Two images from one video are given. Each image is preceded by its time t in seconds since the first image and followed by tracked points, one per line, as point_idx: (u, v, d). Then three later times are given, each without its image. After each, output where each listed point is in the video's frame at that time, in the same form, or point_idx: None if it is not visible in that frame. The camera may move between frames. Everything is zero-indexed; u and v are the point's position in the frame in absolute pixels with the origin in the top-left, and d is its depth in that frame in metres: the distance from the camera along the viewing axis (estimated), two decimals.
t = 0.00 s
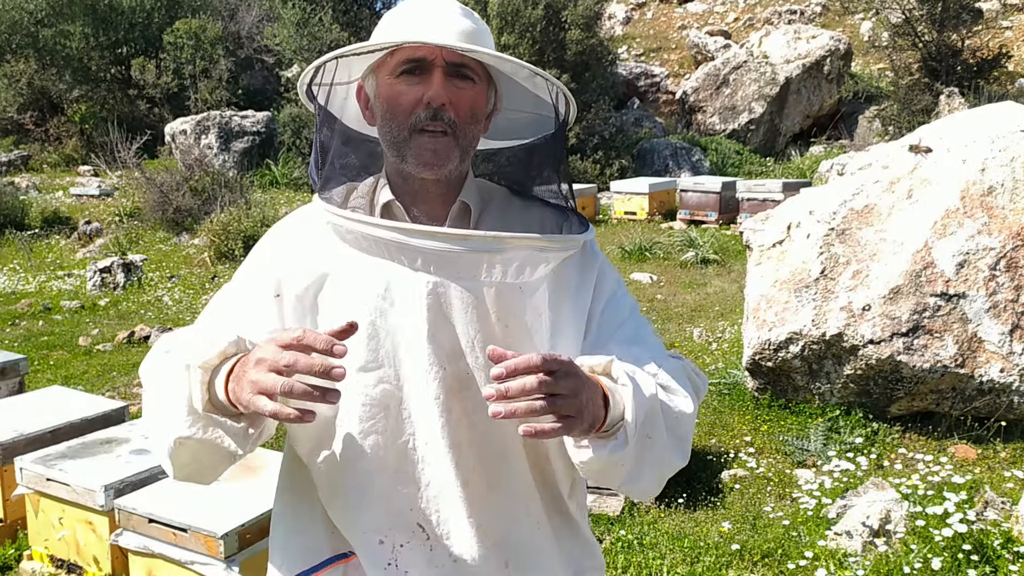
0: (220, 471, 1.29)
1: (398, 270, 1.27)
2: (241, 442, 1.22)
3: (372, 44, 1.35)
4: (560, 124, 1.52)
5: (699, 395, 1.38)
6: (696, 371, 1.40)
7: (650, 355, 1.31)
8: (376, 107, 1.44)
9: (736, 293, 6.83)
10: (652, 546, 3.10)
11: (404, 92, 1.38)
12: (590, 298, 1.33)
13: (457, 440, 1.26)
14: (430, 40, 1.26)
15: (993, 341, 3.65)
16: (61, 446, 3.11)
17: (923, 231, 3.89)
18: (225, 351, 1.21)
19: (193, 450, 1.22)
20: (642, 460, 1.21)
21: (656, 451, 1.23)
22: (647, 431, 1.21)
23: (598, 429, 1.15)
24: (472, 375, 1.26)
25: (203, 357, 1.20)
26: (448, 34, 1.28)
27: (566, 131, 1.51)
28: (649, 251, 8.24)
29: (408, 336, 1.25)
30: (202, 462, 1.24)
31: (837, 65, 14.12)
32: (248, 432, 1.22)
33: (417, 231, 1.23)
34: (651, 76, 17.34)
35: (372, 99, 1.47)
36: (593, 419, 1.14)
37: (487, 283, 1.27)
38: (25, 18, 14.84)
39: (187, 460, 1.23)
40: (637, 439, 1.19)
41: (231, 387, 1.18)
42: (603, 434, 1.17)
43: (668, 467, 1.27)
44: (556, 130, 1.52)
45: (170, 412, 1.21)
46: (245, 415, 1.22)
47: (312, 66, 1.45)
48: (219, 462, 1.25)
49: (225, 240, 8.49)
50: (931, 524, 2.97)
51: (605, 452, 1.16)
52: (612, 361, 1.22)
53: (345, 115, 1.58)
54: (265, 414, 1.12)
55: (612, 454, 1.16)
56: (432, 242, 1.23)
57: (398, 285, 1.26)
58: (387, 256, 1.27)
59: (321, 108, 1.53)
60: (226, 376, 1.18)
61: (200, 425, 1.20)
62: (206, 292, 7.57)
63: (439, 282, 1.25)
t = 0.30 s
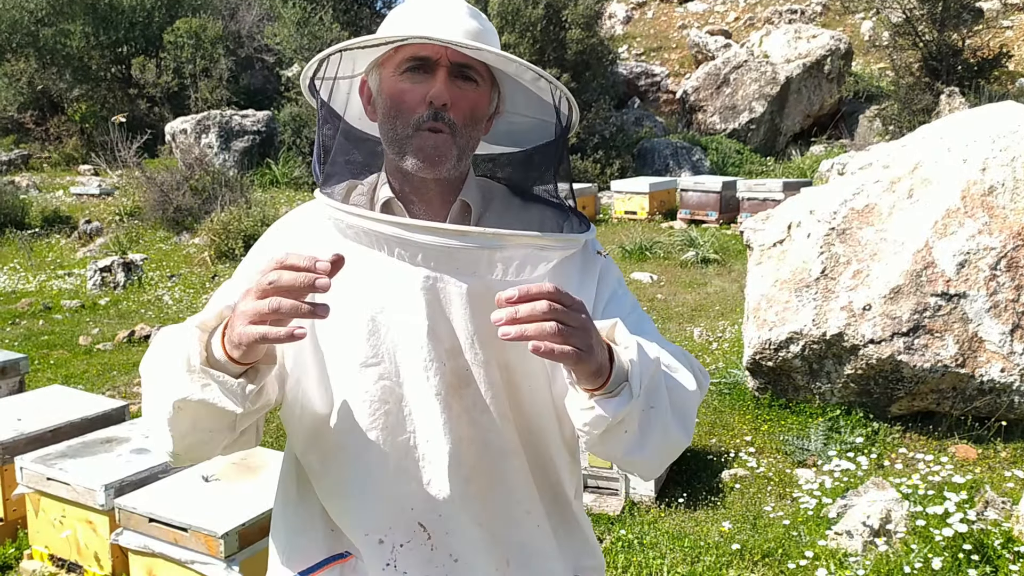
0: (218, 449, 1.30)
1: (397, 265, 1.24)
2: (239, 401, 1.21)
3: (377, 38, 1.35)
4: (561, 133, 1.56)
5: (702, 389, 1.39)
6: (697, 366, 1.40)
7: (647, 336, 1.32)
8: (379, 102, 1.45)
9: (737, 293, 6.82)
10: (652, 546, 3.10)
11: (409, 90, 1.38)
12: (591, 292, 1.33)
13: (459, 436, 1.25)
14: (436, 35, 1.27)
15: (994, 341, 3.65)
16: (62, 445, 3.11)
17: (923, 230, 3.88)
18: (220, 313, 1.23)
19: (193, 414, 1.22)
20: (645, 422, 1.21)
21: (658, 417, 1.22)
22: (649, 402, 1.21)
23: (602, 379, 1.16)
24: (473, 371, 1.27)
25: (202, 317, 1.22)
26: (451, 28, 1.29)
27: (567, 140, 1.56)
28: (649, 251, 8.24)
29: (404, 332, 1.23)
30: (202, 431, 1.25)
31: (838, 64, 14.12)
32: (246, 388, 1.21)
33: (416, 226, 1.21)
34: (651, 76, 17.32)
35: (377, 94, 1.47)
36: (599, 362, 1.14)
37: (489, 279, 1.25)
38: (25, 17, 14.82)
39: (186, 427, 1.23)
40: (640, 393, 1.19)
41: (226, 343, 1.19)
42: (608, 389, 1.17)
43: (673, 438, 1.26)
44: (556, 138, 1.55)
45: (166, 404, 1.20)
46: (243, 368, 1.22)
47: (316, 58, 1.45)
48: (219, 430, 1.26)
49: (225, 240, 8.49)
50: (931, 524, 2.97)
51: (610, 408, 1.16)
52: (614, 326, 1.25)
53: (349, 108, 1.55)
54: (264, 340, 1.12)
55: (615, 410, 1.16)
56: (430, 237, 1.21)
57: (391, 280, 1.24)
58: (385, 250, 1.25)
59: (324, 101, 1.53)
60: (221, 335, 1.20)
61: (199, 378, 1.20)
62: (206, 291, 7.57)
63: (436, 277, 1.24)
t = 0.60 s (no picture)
0: (229, 482, 1.28)
1: (403, 273, 1.26)
2: (245, 455, 1.21)
3: (392, 39, 1.34)
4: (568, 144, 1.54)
5: (694, 405, 1.38)
6: (693, 381, 1.39)
7: (647, 367, 1.29)
8: (390, 103, 1.42)
9: (737, 293, 6.82)
10: (652, 545, 3.10)
11: (421, 96, 1.36)
12: (587, 303, 1.33)
13: (455, 444, 1.24)
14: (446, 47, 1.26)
15: (994, 341, 3.65)
16: (62, 444, 3.11)
17: (924, 230, 3.88)
18: (227, 364, 1.23)
19: (202, 464, 1.22)
20: (640, 481, 1.21)
21: (653, 473, 1.22)
22: (645, 452, 1.20)
23: (600, 451, 1.16)
24: (470, 381, 1.24)
25: (207, 370, 1.21)
26: (461, 38, 1.27)
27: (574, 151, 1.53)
28: (649, 250, 8.24)
29: (405, 337, 1.24)
30: (211, 474, 1.23)
31: (839, 64, 14.12)
32: (253, 445, 1.21)
33: (421, 235, 1.23)
34: (652, 75, 17.31)
35: (385, 91, 1.45)
36: (597, 444, 1.14)
37: (495, 291, 1.25)
38: (25, 16, 14.82)
39: (195, 474, 1.23)
40: (637, 465, 1.19)
41: (231, 399, 1.18)
42: (605, 457, 1.17)
43: (664, 488, 1.26)
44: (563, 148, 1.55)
45: (175, 420, 1.21)
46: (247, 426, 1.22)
47: (329, 54, 1.40)
48: (226, 474, 1.24)
49: (226, 239, 8.49)
50: (931, 523, 2.97)
51: (605, 474, 1.16)
52: (611, 381, 1.23)
53: (359, 107, 1.56)
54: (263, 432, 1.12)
55: (611, 479, 1.16)
56: (435, 246, 1.23)
57: (394, 281, 1.26)
58: (390, 255, 1.27)
59: (332, 97, 1.50)
60: (229, 391, 1.19)
61: (206, 439, 1.20)
62: (206, 290, 7.58)
63: (439, 289, 1.24)
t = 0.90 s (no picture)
0: (233, 482, 1.28)
1: (406, 279, 1.27)
2: (251, 454, 1.22)
3: (393, 48, 1.35)
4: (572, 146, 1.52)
5: (699, 404, 1.38)
6: (698, 381, 1.39)
7: (653, 365, 1.30)
8: (393, 107, 1.43)
9: (737, 293, 6.83)
10: (652, 545, 3.11)
11: (424, 103, 1.37)
12: (590, 304, 1.34)
13: (456, 448, 1.25)
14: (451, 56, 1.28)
15: (993, 341, 3.66)
16: (64, 443, 3.12)
17: (924, 229, 3.89)
18: (233, 363, 1.23)
19: (206, 463, 1.22)
20: (646, 476, 1.22)
21: (660, 469, 1.23)
22: (651, 448, 1.21)
23: (606, 446, 1.16)
24: (473, 386, 1.25)
25: (211, 369, 1.21)
26: (464, 46, 1.28)
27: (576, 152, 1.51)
28: (650, 250, 8.24)
29: (409, 340, 1.25)
30: (215, 474, 1.24)
31: (839, 64, 14.15)
32: (259, 445, 1.22)
33: (425, 241, 1.24)
34: (652, 75, 17.32)
35: (388, 94, 1.45)
36: (604, 438, 1.15)
37: (498, 295, 1.26)
38: (26, 16, 14.81)
39: (200, 473, 1.24)
40: (644, 458, 1.20)
41: (236, 399, 1.19)
42: (612, 451, 1.18)
43: (672, 483, 1.27)
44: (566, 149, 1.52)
45: (181, 419, 1.22)
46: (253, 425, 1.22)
47: (334, 60, 1.42)
48: (230, 474, 1.25)
49: (226, 238, 8.51)
50: (931, 523, 2.98)
51: (612, 469, 1.17)
52: (618, 375, 1.24)
53: (365, 109, 1.57)
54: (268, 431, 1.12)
55: (618, 472, 1.17)
56: (440, 254, 1.24)
57: (398, 283, 1.27)
58: (393, 262, 1.28)
59: (335, 99, 1.52)
60: (233, 390, 1.19)
61: (211, 439, 1.21)
62: (207, 289, 7.59)
63: (443, 297, 1.24)
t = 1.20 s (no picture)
0: (237, 480, 1.28)
1: (411, 279, 1.27)
2: (255, 452, 1.21)
3: (397, 48, 1.35)
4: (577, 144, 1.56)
5: (705, 402, 1.39)
6: (704, 378, 1.40)
7: (659, 361, 1.31)
8: (397, 108, 1.43)
9: (737, 293, 6.83)
10: (652, 544, 3.11)
11: (428, 104, 1.37)
12: (595, 304, 1.35)
13: (461, 448, 1.26)
14: (454, 57, 1.28)
15: (994, 341, 3.66)
16: (65, 442, 3.12)
17: (924, 229, 3.89)
18: (237, 360, 1.23)
19: (210, 460, 1.22)
20: (654, 474, 1.22)
21: (667, 467, 1.23)
22: (658, 444, 1.21)
23: (613, 444, 1.17)
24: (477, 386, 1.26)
25: (216, 366, 1.21)
26: (467, 46, 1.29)
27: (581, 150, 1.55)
28: (650, 250, 8.25)
29: (415, 341, 1.25)
30: (219, 472, 1.24)
31: (839, 64, 14.15)
32: (263, 442, 1.22)
33: (431, 242, 1.25)
34: (652, 75, 17.33)
35: (392, 95, 1.45)
36: (612, 435, 1.15)
37: (504, 294, 1.27)
38: (27, 15, 14.83)
39: (204, 469, 1.23)
40: (652, 455, 1.20)
41: (241, 396, 1.19)
42: (620, 448, 1.19)
43: (679, 480, 1.28)
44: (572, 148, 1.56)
45: (186, 416, 1.22)
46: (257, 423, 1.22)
47: (338, 61, 1.42)
48: (235, 472, 1.25)
49: (227, 238, 8.51)
50: (931, 523, 2.98)
51: (620, 466, 1.17)
52: (625, 373, 1.24)
53: (369, 109, 1.56)
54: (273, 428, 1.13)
55: (625, 469, 1.18)
56: (445, 255, 1.25)
57: (403, 283, 1.28)
58: (399, 262, 1.29)
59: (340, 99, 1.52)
60: (238, 388, 1.20)
61: (214, 436, 1.21)
62: (208, 289, 7.60)
63: (448, 298, 1.25)
